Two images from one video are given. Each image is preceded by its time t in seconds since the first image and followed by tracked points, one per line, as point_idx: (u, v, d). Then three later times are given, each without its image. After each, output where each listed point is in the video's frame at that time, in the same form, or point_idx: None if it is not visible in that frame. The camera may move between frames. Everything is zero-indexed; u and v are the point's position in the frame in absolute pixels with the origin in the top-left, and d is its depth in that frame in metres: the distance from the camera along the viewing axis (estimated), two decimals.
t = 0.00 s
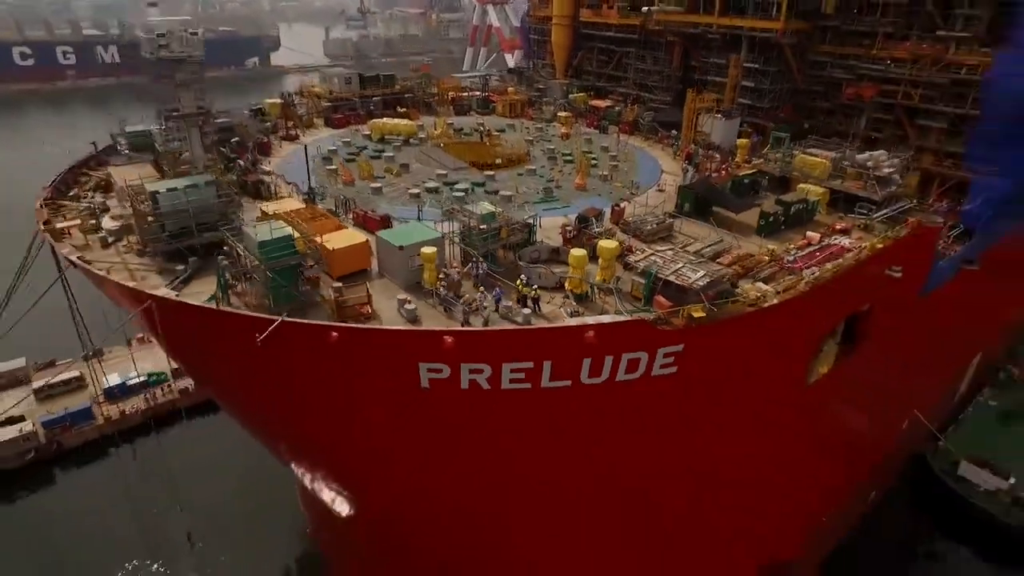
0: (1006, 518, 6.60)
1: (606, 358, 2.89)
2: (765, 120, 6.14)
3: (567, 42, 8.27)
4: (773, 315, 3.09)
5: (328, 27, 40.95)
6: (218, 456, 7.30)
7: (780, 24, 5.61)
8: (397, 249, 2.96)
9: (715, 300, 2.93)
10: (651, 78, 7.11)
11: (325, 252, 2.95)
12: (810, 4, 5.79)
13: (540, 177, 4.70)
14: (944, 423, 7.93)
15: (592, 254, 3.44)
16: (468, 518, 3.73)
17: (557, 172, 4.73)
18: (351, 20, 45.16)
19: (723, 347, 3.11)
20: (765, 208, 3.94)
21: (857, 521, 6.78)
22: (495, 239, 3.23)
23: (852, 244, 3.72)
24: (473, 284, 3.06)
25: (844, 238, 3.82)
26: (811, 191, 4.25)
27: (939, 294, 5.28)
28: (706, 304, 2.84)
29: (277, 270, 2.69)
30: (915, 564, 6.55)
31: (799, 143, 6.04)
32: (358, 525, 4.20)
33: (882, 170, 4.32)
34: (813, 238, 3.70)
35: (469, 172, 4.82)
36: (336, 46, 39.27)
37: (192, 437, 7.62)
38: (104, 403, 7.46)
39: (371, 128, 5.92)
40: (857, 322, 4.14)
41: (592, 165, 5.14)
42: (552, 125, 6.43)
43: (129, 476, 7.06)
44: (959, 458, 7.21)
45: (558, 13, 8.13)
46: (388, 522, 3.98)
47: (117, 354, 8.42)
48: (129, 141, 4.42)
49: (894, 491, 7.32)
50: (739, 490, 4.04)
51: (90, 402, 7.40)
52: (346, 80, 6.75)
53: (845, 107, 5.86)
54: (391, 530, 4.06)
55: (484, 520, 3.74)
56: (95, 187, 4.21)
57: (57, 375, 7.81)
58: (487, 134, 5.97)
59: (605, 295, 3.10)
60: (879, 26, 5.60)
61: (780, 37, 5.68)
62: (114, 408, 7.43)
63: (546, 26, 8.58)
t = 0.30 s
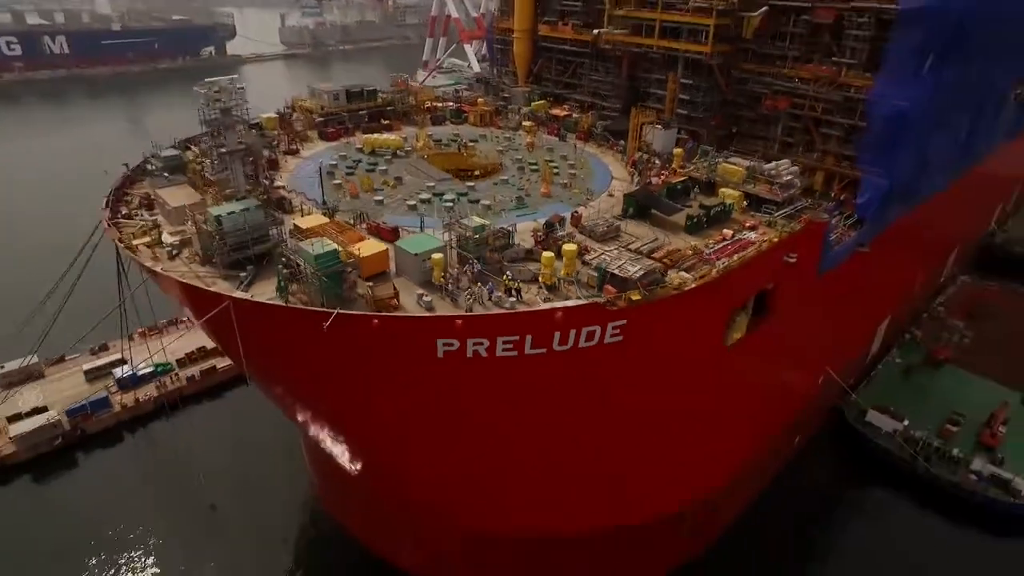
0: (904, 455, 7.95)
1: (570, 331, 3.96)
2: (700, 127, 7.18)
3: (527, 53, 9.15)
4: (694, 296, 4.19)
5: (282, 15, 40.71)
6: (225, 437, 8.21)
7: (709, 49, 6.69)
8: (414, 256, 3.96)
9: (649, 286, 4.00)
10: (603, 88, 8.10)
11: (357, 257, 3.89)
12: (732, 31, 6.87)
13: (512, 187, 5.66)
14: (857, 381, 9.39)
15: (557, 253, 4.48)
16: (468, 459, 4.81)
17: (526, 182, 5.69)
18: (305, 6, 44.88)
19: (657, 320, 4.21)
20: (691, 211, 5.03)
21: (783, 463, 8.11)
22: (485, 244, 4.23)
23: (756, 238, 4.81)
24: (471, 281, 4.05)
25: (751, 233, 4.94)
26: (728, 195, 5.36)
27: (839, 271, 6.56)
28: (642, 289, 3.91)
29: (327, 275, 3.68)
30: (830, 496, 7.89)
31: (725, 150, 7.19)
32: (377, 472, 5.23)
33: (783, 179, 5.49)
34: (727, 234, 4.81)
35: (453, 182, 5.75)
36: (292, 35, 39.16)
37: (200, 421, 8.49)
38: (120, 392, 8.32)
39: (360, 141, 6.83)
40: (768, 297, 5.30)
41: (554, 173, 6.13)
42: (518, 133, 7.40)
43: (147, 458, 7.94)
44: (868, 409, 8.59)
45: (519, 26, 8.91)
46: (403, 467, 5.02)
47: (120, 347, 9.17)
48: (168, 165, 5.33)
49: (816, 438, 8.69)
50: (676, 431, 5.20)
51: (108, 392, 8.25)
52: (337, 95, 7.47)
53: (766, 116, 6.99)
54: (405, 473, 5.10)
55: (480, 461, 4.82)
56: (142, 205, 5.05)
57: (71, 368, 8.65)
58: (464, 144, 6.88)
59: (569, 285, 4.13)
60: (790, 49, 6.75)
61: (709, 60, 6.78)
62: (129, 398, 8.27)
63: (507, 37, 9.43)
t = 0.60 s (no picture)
0: (846, 431, 9.06)
1: (552, 328, 4.85)
2: (661, 146, 8.05)
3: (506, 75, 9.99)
4: (653, 298, 5.11)
5: (259, 21, 41.04)
6: (238, 435, 8.96)
7: (668, 79, 7.55)
8: (423, 270, 4.85)
9: (615, 291, 4.91)
10: (576, 110, 8.95)
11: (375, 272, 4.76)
12: (688, 62, 7.75)
13: (499, 207, 6.49)
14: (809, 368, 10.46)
15: (539, 264, 5.33)
16: (466, 439, 5.68)
17: (511, 203, 6.52)
18: (281, 13, 45.20)
19: (623, 318, 5.12)
20: (651, 225, 5.95)
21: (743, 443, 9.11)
22: (480, 258, 5.10)
23: (705, 247, 5.75)
24: (470, 289, 4.93)
25: (700, 243, 5.88)
26: (683, 211, 6.33)
27: (783, 271, 7.54)
28: (609, 294, 4.83)
29: (355, 287, 4.54)
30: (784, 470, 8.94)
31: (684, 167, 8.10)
32: (388, 451, 6.07)
33: (728, 196, 6.44)
34: (680, 245, 5.74)
35: (448, 202, 6.55)
36: (269, 41, 39.55)
37: (212, 420, 9.23)
38: (139, 394, 9.02)
39: (361, 163, 7.60)
40: (719, 296, 6.24)
41: (535, 192, 6.98)
42: (501, 154, 8.26)
43: (166, 455, 8.66)
44: (816, 392, 9.68)
45: (499, 52, 9.70)
46: (412, 444, 5.88)
47: (131, 353, 9.86)
48: (201, 191, 6.20)
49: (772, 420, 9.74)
50: (642, 411, 6.13)
51: (127, 394, 8.96)
52: (336, 119, 8.24)
53: (720, 136, 7.91)
54: (413, 450, 5.96)
55: (475, 439, 5.69)
56: (178, 227, 5.87)
57: (94, 373, 9.37)
58: (452, 165, 7.70)
59: (550, 290, 5.02)
60: (738, 78, 7.68)
61: (668, 88, 7.63)
62: (148, 399, 8.99)
63: (488, 61, 10.27)
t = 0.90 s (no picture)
0: (792, 409, 10.31)
1: (534, 321, 5.96)
2: (625, 163, 9.19)
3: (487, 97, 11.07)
4: (616, 295, 6.26)
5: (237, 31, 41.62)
6: (252, 427, 9.90)
7: (629, 104, 8.65)
8: (428, 276, 5.95)
9: (585, 291, 6.07)
10: (550, 130, 10.06)
11: (393, 276, 5.85)
12: (647, 90, 8.89)
13: (487, 221, 7.56)
14: (763, 355, 11.74)
15: (522, 270, 6.44)
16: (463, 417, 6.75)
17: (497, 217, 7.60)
18: (258, 22, 45.82)
19: (593, 313, 6.24)
20: (615, 235, 7.11)
21: (703, 421, 10.35)
22: (474, 265, 6.20)
23: (659, 252, 6.93)
24: (469, 292, 6.04)
25: (656, 249, 7.06)
26: (641, 221, 7.50)
27: (732, 270, 8.71)
28: (579, 293, 5.98)
29: (376, 291, 5.63)
30: (741, 444, 10.19)
31: (646, 181, 9.25)
32: (397, 429, 7.14)
33: (680, 209, 7.63)
34: (639, 251, 6.92)
35: (443, 218, 7.60)
36: (248, 51, 40.17)
37: (226, 415, 10.16)
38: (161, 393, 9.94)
39: (363, 182, 8.63)
40: (675, 292, 7.40)
41: (517, 207, 8.07)
42: (485, 171, 9.35)
43: (186, 446, 9.58)
44: (768, 375, 11.01)
45: (481, 77, 10.76)
46: (418, 422, 6.95)
47: (148, 357, 10.76)
48: (232, 212, 7.26)
49: (730, 401, 11.01)
50: (610, 391, 7.27)
51: (150, 393, 9.88)
52: (338, 142, 9.22)
53: (675, 153, 9.08)
54: (418, 427, 7.04)
55: (471, 417, 6.77)
56: (213, 242, 6.90)
57: (117, 375, 10.27)
58: (443, 182, 8.76)
59: (532, 291, 6.14)
60: (689, 104, 8.88)
61: (630, 113, 8.76)
62: (171, 397, 9.93)
63: (470, 85, 11.33)
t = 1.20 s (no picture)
0: (761, 397, 11.35)
1: (526, 319, 6.91)
2: (606, 176, 10.15)
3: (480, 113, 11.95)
4: (596, 296, 7.24)
5: (230, 39, 42.31)
6: (268, 420, 10.76)
7: (609, 123, 9.58)
8: (435, 282, 6.92)
9: (569, 293, 7.06)
10: (538, 145, 11.00)
11: (406, 281, 6.81)
12: (626, 111, 9.86)
13: (483, 232, 8.49)
14: (736, 348, 12.78)
15: (515, 275, 7.41)
16: (464, 405, 7.67)
17: (492, 228, 8.54)
18: (250, 29, 46.53)
19: (577, 312, 7.20)
20: (596, 242, 8.11)
21: (680, 410, 11.37)
22: (473, 271, 7.16)
23: (634, 258, 7.92)
24: (470, 294, 7.00)
25: (631, 255, 8.06)
26: (619, 230, 8.50)
27: (703, 271, 9.68)
28: (565, 295, 6.98)
29: (390, 295, 6.58)
30: (715, 429, 11.20)
31: (625, 192, 10.21)
32: (406, 416, 8.06)
33: (653, 219, 8.64)
34: (616, 257, 7.92)
35: (445, 228, 8.52)
36: (241, 58, 40.89)
37: (242, 409, 10.99)
38: (182, 391, 10.78)
39: (370, 196, 9.52)
40: (651, 292, 8.36)
41: (510, 218, 9.01)
42: (480, 184, 10.27)
43: (207, 439, 10.40)
44: (739, 367, 12.06)
45: (474, 96, 11.66)
46: (422, 410, 7.87)
47: (168, 357, 11.60)
48: (257, 226, 8.19)
49: (705, 392, 12.04)
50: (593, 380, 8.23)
51: (173, 390, 10.71)
52: (346, 159, 10.10)
53: (652, 167, 10.03)
54: (423, 415, 7.95)
55: (471, 405, 7.70)
56: (242, 252, 7.83)
57: (140, 374, 11.09)
58: (443, 196, 9.65)
59: (524, 293, 7.10)
60: (662, 123, 9.88)
61: (610, 131, 9.70)
62: (192, 393, 10.79)
63: (464, 102, 12.24)
